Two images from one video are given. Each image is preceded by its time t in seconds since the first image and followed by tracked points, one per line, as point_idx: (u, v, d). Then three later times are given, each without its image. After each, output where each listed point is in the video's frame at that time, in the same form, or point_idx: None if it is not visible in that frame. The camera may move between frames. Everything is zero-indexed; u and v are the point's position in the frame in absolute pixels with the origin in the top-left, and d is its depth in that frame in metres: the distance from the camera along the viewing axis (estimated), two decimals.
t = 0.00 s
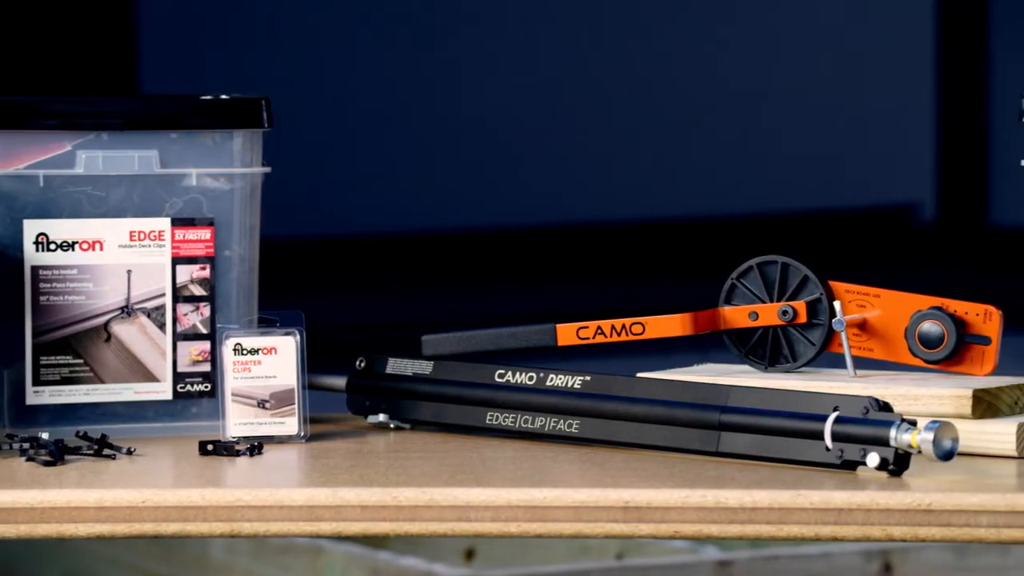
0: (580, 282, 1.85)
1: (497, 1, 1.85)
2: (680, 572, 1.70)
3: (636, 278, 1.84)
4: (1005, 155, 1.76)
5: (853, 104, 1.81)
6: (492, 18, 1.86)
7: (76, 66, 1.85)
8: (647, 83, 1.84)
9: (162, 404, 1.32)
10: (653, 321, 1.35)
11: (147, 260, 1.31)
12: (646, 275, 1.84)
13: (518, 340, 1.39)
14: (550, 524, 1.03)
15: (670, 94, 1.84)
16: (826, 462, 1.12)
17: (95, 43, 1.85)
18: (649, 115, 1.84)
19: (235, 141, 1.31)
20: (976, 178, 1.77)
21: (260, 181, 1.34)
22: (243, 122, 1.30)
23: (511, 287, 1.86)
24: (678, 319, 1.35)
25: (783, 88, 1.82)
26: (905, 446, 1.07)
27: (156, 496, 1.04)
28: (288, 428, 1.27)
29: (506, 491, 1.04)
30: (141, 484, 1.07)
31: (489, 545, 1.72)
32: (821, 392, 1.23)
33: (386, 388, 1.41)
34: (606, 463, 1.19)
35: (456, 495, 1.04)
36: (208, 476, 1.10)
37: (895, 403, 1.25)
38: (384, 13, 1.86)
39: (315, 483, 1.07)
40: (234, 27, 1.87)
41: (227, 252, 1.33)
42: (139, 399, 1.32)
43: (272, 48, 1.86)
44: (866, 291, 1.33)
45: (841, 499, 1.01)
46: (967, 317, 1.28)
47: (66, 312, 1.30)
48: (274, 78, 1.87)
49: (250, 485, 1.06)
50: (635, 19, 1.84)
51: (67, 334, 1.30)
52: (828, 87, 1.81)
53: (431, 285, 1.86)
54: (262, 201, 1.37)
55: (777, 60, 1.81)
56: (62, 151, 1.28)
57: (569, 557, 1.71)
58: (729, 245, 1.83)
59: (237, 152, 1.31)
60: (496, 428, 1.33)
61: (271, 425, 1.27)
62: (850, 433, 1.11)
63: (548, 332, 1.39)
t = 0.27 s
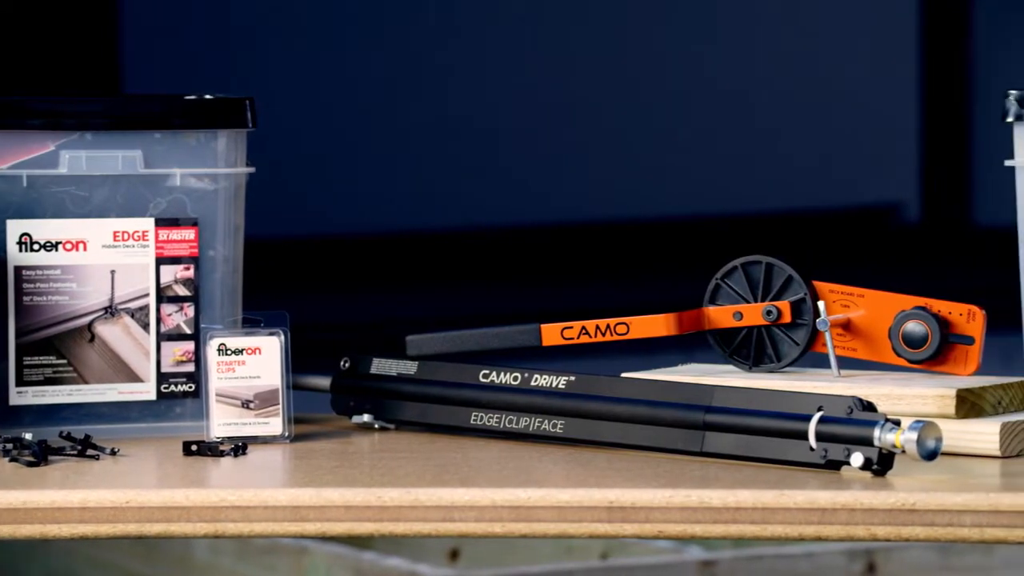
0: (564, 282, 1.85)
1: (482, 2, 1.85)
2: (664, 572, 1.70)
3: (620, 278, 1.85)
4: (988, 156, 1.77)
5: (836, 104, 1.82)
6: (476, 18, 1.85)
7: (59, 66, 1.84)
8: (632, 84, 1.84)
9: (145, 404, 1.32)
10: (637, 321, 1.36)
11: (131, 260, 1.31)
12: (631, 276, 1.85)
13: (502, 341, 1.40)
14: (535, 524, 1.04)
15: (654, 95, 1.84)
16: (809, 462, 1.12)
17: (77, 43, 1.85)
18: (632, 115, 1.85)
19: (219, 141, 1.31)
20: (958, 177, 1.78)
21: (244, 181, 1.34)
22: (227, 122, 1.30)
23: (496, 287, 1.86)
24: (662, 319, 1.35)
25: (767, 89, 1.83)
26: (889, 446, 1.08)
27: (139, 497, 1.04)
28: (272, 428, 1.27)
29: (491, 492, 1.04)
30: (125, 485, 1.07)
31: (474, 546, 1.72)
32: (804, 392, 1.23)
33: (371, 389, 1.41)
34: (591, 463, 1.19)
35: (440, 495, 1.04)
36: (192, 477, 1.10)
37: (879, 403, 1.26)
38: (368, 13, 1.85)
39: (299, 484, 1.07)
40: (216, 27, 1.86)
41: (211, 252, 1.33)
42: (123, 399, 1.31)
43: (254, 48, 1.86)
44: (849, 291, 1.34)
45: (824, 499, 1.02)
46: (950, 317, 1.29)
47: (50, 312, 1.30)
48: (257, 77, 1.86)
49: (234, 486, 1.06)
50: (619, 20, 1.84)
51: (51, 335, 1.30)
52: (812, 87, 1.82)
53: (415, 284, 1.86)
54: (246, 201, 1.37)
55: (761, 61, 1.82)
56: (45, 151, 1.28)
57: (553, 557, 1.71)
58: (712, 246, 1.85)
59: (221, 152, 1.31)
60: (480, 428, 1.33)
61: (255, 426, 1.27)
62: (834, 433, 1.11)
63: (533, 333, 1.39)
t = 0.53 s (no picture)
0: (545, 282, 1.86)
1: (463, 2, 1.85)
2: (645, 571, 1.71)
3: (602, 278, 1.85)
4: (968, 157, 1.79)
5: (817, 106, 1.83)
6: (458, 19, 1.85)
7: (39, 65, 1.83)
8: (614, 85, 1.85)
9: (126, 405, 1.32)
10: (619, 321, 1.36)
11: (111, 260, 1.30)
12: (612, 277, 1.85)
13: (483, 341, 1.40)
14: (517, 524, 1.04)
15: (635, 96, 1.85)
16: (790, 461, 1.13)
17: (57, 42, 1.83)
18: (614, 116, 1.85)
19: (200, 141, 1.31)
20: (936, 178, 1.80)
21: (225, 180, 1.34)
22: (209, 122, 1.30)
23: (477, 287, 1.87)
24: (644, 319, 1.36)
25: (748, 90, 1.83)
26: (870, 446, 1.09)
27: (120, 497, 1.04)
28: (253, 429, 1.27)
29: (472, 492, 1.04)
30: (105, 485, 1.07)
31: (455, 546, 1.72)
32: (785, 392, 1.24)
33: (353, 389, 1.41)
34: (572, 463, 1.20)
35: (422, 495, 1.04)
36: (173, 477, 1.10)
37: (860, 403, 1.27)
38: (350, 13, 1.85)
39: (281, 484, 1.07)
40: (198, 27, 1.86)
41: (191, 252, 1.33)
42: (104, 399, 1.31)
43: (235, 48, 1.86)
44: (831, 291, 1.34)
45: (805, 499, 1.02)
46: (931, 317, 1.30)
47: (30, 313, 1.29)
48: (239, 78, 1.86)
49: (215, 486, 1.06)
50: (601, 21, 1.84)
51: (31, 335, 1.29)
52: (792, 89, 1.83)
53: (397, 284, 1.86)
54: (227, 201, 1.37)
55: (743, 62, 1.83)
56: (26, 151, 1.28)
57: (535, 557, 1.71)
58: (693, 246, 1.85)
59: (202, 151, 1.31)
60: (462, 428, 1.33)
61: (236, 426, 1.27)
62: (816, 432, 1.12)
63: (514, 333, 1.39)
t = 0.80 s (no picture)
0: (529, 282, 1.86)
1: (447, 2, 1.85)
2: (629, 571, 1.71)
3: (587, 278, 1.85)
4: (949, 158, 1.80)
5: (800, 106, 1.84)
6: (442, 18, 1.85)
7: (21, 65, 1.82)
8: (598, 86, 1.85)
9: (109, 405, 1.32)
10: (603, 321, 1.37)
11: (94, 260, 1.30)
12: (597, 277, 1.85)
13: (467, 341, 1.41)
14: (501, 524, 1.04)
15: (620, 96, 1.85)
16: (775, 461, 1.14)
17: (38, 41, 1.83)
18: (598, 116, 1.86)
19: (183, 141, 1.31)
20: (917, 179, 1.81)
21: (208, 180, 1.34)
22: (192, 122, 1.30)
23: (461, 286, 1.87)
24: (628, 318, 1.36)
25: (731, 91, 1.84)
26: (853, 446, 1.09)
27: (103, 498, 1.04)
28: (237, 429, 1.28)
29: (456, 492, 1.05)
30: (87, 485, 1.07)
31: (440, 546, 1.72)
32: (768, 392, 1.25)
33: (337, 389, 1.41)
34: (556, 463, 1.20)
35: (406, 496, 1.04)
36: (156, 478, 1.10)
37: (843, 403, 1.27)
38: (333, 13, 1.85)
39: (265, 484, 1.07)
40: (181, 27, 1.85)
41: (175, 252, 1.33)
42: (87, 400, 1.31)
43: (219, 48, 1.85)
44: (814, 291, 1.35)
45: (789, 499, 1.03)
46: (914, 317, 1.31)
47: (13, 313, 1.29)
48: (222, 77, 1.86)
49: (199, 487, 1.06)
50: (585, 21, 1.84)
51: (14, 335, 1.29)
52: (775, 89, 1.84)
53: (381, 284, 1.86)
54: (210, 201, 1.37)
55: (726, 63, 1.84)
56: (8, 151, 1.28)
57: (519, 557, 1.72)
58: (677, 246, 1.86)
59: (186, 151, 1.31)
60: (446, 428, 1.34)
61: (220, 426, 1.27)
62: (799, 432, 1.13)
63: (499, 333, 1.40)
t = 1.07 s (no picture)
0: (511, 283, 1.87)
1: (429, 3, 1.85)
2: (610, 571, 1.72)
3: (569, 279, 1.85)
4: (926, 160, 1.81)
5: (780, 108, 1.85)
6: (424, 19, 1.86)
7: None
8: (580, 87, 1.86)
9: (90, 406, 1.31)
10: (584, 321, 1.37)
11: (74, 260, 1.30)
12: (579, 278, 1.85)
13: (448, 341, 1.41)
14: (482, 524, 1.05)
15: (601, 98, 1.86)
16: (756, 461, 1.14)
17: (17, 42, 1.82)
18: (579, 117, 1.86)
19: (164, 141, 1.31)
20: (895, 181, 1.82)
21: (189, 180, 1.34)
22: (172, 122, 1.30)
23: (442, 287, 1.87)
24: (609, 318, 1.37)
25: (711, 93, 1.85)
26: (834, 446, 1.10)
27: (83, 498, 1.04)
28: (217, 429, 1.27)
29: (438, 492, 1.05)
30: (68, 486, 1.07)
31: (422, 546, 1.73)
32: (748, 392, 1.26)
33: (318, 389, 1.41)
34: (537, 463, 1.20)
35: (387, 496, 1.05)
36: (137, 479, 1.10)
37: (824, 403, 1.28)
38: (315, 13, 1.85)
39: (246, 485, 1.07)
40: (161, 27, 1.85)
41: (155, 252, 1.33)
42: (68, 400, 1.31)
43: (200, 48, 1.85)
44: (795, 291, 1.36)
45: (770, 499, 1.03)
46: (895, 317, 1.32)
47: None
48: (203, 78, 1.85)
49: (179, 487, 1.06)
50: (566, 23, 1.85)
51: None
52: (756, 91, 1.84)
53: (362, 284, 1.86)
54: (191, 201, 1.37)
55: (706, 65, 1.85)
56: None
57: (500, 557, 1.72)
58: (658, 246, 1.86)
59: (166, 151, 1.31)
60: (427, 428, 1.34)
61: (200, 427, 1.27)
62: (779, 432, 1.13)
63: (480, 333, 1.40)
